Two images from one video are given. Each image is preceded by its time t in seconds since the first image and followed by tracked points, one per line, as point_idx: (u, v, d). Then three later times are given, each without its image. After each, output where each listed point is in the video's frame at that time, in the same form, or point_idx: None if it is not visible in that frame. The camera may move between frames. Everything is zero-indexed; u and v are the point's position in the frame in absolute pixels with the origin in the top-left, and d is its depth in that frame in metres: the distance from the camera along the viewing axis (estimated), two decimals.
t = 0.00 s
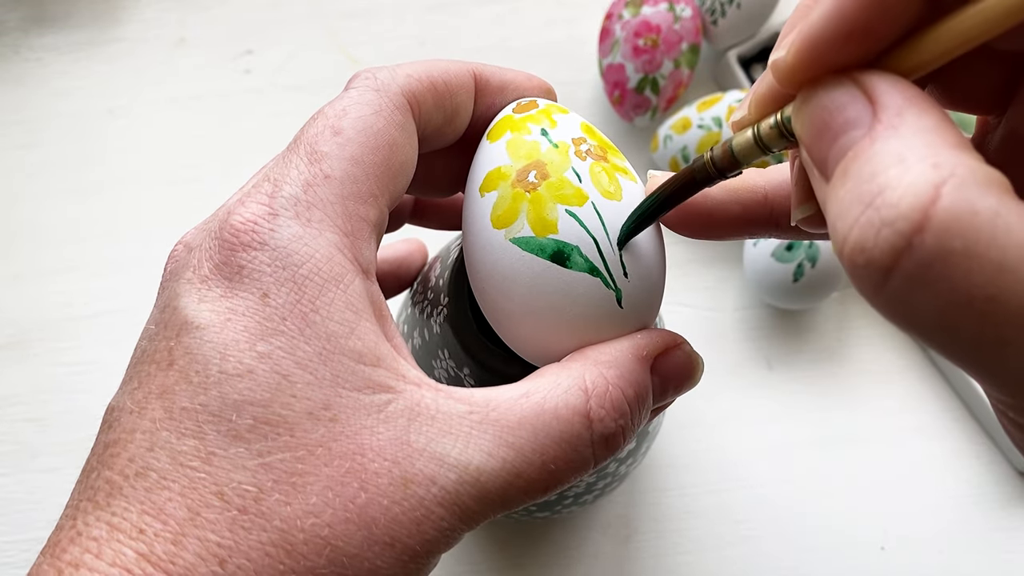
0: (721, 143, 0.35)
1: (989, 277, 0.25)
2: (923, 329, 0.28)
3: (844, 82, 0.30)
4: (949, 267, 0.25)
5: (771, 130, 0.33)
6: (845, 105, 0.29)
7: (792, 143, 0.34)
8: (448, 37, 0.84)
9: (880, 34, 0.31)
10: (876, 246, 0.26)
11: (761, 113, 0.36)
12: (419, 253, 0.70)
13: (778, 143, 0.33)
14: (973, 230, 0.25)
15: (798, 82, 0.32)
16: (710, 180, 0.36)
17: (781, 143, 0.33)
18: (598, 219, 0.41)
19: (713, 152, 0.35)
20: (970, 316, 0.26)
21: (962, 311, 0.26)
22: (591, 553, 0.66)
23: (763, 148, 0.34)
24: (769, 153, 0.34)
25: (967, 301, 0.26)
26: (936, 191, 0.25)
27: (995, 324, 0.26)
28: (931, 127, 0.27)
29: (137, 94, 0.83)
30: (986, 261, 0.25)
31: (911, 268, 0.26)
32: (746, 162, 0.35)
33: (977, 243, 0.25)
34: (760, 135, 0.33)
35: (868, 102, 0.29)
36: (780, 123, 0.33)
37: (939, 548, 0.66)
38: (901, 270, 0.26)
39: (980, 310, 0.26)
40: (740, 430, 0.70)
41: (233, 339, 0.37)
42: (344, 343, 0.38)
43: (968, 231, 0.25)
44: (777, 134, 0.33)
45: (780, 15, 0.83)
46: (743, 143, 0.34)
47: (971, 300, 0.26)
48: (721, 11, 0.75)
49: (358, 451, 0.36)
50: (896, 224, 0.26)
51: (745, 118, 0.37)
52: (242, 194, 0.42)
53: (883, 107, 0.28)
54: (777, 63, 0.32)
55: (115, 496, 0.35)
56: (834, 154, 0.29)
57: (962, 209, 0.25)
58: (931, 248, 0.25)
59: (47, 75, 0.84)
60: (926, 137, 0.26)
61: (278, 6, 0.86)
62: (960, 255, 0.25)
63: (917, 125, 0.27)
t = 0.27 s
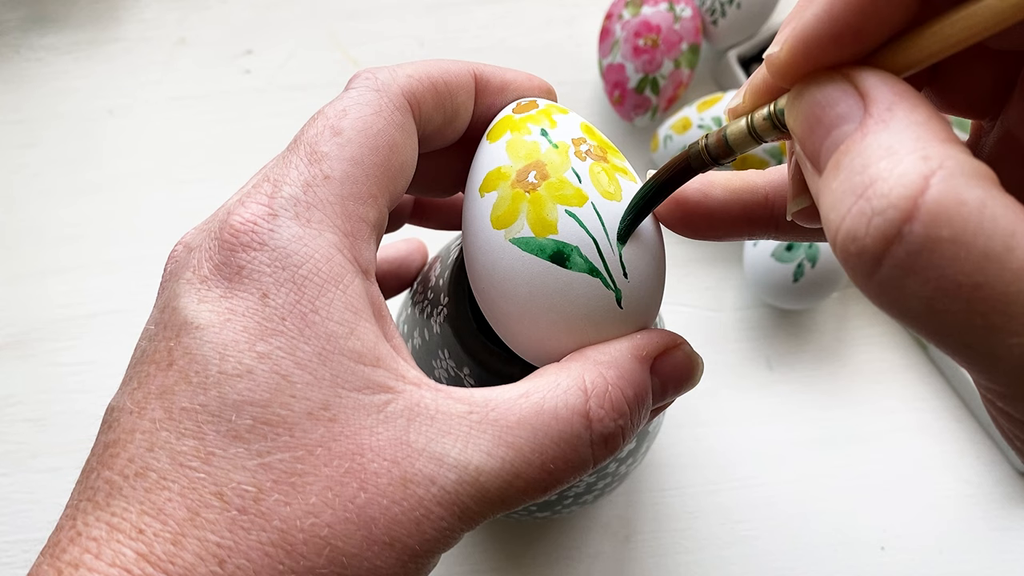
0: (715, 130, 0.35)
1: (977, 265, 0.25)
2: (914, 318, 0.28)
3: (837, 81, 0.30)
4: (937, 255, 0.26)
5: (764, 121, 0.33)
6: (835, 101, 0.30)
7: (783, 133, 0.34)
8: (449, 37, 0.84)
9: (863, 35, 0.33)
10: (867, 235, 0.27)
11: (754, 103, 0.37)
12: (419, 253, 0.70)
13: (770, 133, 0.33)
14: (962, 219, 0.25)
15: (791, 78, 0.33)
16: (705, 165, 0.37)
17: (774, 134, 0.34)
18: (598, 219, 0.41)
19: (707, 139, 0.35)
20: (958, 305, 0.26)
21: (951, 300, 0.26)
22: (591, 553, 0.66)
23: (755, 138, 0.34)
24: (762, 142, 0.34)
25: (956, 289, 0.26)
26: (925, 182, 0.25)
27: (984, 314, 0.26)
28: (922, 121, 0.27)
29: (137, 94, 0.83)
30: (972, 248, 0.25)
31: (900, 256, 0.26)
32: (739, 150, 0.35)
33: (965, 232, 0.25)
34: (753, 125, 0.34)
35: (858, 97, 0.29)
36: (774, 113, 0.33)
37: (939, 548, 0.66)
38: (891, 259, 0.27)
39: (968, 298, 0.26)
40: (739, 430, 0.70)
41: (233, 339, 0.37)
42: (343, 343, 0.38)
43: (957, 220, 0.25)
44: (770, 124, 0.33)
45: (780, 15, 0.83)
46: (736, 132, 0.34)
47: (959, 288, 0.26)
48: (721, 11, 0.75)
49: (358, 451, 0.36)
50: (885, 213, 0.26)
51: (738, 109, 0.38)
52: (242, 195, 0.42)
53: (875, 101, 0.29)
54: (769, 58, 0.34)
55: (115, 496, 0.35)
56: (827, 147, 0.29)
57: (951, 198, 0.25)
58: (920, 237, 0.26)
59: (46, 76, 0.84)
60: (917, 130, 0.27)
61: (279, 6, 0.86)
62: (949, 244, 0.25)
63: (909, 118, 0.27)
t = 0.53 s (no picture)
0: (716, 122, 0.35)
1: (978, 252, 0.26)
2: (914, 307, 0.28)
3: (839, 71, 0.30)
4: (940, 243, 0.26)
5: (765, 114, 0.33)
6: (837, 93, 0.29)
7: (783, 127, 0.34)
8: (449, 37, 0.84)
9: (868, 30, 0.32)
10: (870, 223, 0.27)
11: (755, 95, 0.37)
12: (419, 253, 0.70)
13: (771, 127, 0.33)
14: (965, 207, 0.25)
15: (791, 72, 0.34)
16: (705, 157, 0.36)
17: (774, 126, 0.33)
18: (598, 219, 0.41)
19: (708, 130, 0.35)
20: (958, 293, 0.27)
21: (952, 288, 0.26)
22: (591, 553, 0.66)
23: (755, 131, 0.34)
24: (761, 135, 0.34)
25: (957, 277, 0.26)
26: (929, 170, 0.25)
27: (984, 302, 0.26)
28: (925, 112, 0.27)
29: (138, 94, 0.83)
30: (975, 236, 0.25)
31: (903, 243, 0.26)
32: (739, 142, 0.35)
33: (967, 220, 0.25)
34: (753, 118, 0.33)
35: (859, 87, 0.29)
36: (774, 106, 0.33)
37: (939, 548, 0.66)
38: (894, 246, 0.27)
39: (969, 286, 0.26)
40: (739, 430, 0.70)
41: (232, 339, 0.37)
42: (343, 344, 0.38)
43: (960, 208, 0.25)
44: (771, 118, 0.33)
45: (780, 15, 0.83)
46: (736, 124, 0.34)
47: (961, 275, 0.26)
48: (721, 11, 0.75)
49: (357, 452, 0.36)
50: (889, 201, 0.26)
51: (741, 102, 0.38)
52: (241, 195, 0.42)
53: (876, 91, 0.28)
54: (772, 51, 0.34)
55: (114, 496, 0.35)
56: (828, 138, 0.29)
57: (954, 188, 0.25)
58: (923, 225, 0.26)
59: (46, 76, 0.84)
60: (920, 120, 0.27)
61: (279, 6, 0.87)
62: (951, 232, 0.25)
63: (911, 108, 0.27)
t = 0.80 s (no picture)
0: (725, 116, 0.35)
1: (990, 244, 0.25)
2: (923, 299, 0.28)
3: (852, 64, 0.30)
4: (951, 234, 0.26)
5: (774, 107, 0.33)
6: (849, 85, 0.29)
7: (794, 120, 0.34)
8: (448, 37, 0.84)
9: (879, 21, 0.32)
10: (883, 211, 0.27)
11: (766, 90, 0.37)
12: (419, 253, 0.70)
13: (779, 121, 0.34)
14: (977, 198, 0.25)
15: (802, 66, 0.33)
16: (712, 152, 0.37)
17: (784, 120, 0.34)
18: (598, 221, 0.41)
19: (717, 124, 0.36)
20: (969, 285, 0.26)
21: (963, 280, 0.26)
22: (591, 553, 0.66)
23: (765, 125, 0.34)
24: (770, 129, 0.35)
25: (969, 269, 0.26)
26: (941, 160, 0.25)
27: (996, 295, 0.26)
28: (939, 103, 0.27)
29: (137, 94, 0.83)
30: (987, 228, 0.25)
31: (916, 233, 0.26)
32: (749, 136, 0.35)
33: (980, 211, 0.25)
34: (763, 112, 0.34)
35: (872, 80, 0.29)
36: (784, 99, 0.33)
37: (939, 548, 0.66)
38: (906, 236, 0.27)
39: (981, 279, 0.26)
40: (739, 430, 0.71)
41: (231, 341, 0.37)
42: (343, 345, 0.38)
43: (972, 199, 0.25)
44: (779, 112, 0.33)
45: (780, 15, 0.83)
46: (746, 119, 0.34)
47: (973, 268, 0.26)
48: (721, 11, 0.75)
49: (357, 453, 0.36)
50: (902, 190, 0.26)
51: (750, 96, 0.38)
52: (241, 196, 0.42)
53: (889, 83, 0.28)
54: (782, 44, 0.34)
55: (114, 497, 0.35)
56: (839, 130, 0.29)
57: (968, 177, 0.25)
58: (935, 214, 0.26)
59: (46, 76, 0.84)
60: (934, 112, 0.27)
61: (279, 7, 0.87)
62: (964, 222, 0.25)
63: (924, 101, 0.27)
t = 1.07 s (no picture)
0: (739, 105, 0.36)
1: (1008, 230, 0.26)
2: (936, 283, 0.28)
3: (870, 50, 0.30)
4: (970, 219, 0.26)
5: (787, 97, 0.34)
6: (867, 69, 0.29)
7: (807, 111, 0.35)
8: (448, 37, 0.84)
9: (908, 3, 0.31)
10: (901, 193, 0.27)
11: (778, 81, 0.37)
12: (419, 253, 0.70)
13: (792, 111, 0.34)
14: (997, 184, 0.25)
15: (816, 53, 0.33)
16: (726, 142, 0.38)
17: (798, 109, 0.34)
18: (599, 221, 0.41)
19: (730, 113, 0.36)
20: (983, 270, 0.27)
21: (980, 266, 0.27)
22: (591, 553, 0.66)
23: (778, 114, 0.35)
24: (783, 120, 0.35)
25: (985, 255, 0.26)
26: (962, 144, 0.25)
27: (1011, 281, 0.27)
28: (957, 89, 0.27)
29: (137, 94, 0.83)
30: (1005, 213, 0.25)
31: (934, 217, 0.26)
32: (762, 126, 0.36)
33: (999, 196, 0.25)
34: (776, 102, 0.34)
35: (890, 65, 0.29)
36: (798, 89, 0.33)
37: (939, 547, 0.66)
38: (924, 219, 0.27)
39: (997, 264, 0.26)
40: (739, 430, 0.71)
41: (232, 340, 0.37)
42: (343, 344, 0.38)
43: (992, 184, 0.25)
44: (793, 102, 0.34)
45: (780, 15, 0.83)
46: (759, 109, 0.35)
47: (989, 253, 0.26)
48: (721, 11, 0.75)
49: (357, 452, 0.36)
50: (921, 173, 0.26)
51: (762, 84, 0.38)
52: (241, 195, 0.42)
53: (908, 68, 0.28)
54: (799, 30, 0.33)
55: (114, 496, 0.35)
56: (855, 113, 0.29)
57: (986, 162, 0.25)
58: (954, 198, 0.26)
59: (46, 76, 0.84)
60: (953, 97, 0.27)
61: (278, 7, 0.87)
62: (982, 206, 0.25)
63: (943, 86, 0.27)
